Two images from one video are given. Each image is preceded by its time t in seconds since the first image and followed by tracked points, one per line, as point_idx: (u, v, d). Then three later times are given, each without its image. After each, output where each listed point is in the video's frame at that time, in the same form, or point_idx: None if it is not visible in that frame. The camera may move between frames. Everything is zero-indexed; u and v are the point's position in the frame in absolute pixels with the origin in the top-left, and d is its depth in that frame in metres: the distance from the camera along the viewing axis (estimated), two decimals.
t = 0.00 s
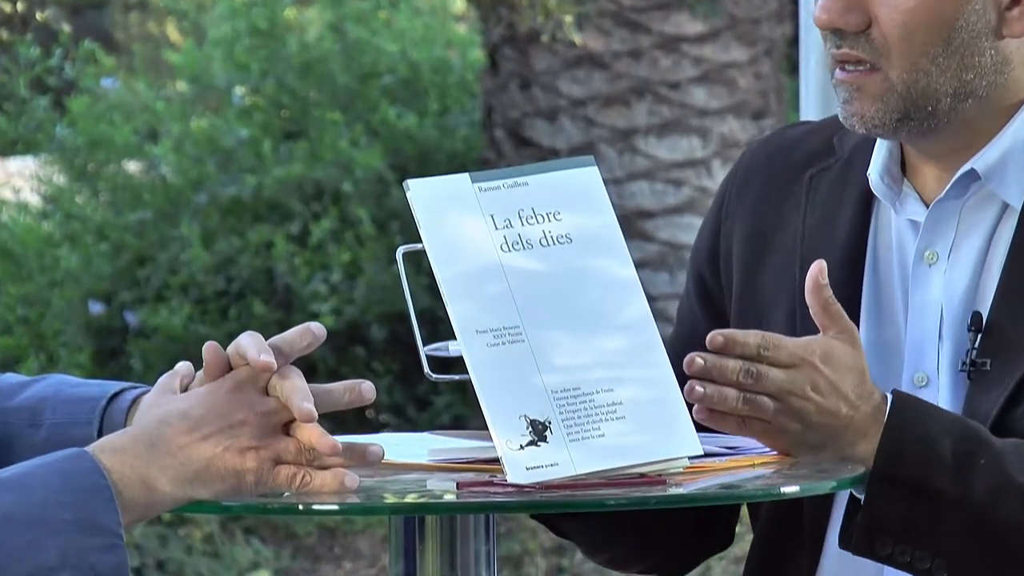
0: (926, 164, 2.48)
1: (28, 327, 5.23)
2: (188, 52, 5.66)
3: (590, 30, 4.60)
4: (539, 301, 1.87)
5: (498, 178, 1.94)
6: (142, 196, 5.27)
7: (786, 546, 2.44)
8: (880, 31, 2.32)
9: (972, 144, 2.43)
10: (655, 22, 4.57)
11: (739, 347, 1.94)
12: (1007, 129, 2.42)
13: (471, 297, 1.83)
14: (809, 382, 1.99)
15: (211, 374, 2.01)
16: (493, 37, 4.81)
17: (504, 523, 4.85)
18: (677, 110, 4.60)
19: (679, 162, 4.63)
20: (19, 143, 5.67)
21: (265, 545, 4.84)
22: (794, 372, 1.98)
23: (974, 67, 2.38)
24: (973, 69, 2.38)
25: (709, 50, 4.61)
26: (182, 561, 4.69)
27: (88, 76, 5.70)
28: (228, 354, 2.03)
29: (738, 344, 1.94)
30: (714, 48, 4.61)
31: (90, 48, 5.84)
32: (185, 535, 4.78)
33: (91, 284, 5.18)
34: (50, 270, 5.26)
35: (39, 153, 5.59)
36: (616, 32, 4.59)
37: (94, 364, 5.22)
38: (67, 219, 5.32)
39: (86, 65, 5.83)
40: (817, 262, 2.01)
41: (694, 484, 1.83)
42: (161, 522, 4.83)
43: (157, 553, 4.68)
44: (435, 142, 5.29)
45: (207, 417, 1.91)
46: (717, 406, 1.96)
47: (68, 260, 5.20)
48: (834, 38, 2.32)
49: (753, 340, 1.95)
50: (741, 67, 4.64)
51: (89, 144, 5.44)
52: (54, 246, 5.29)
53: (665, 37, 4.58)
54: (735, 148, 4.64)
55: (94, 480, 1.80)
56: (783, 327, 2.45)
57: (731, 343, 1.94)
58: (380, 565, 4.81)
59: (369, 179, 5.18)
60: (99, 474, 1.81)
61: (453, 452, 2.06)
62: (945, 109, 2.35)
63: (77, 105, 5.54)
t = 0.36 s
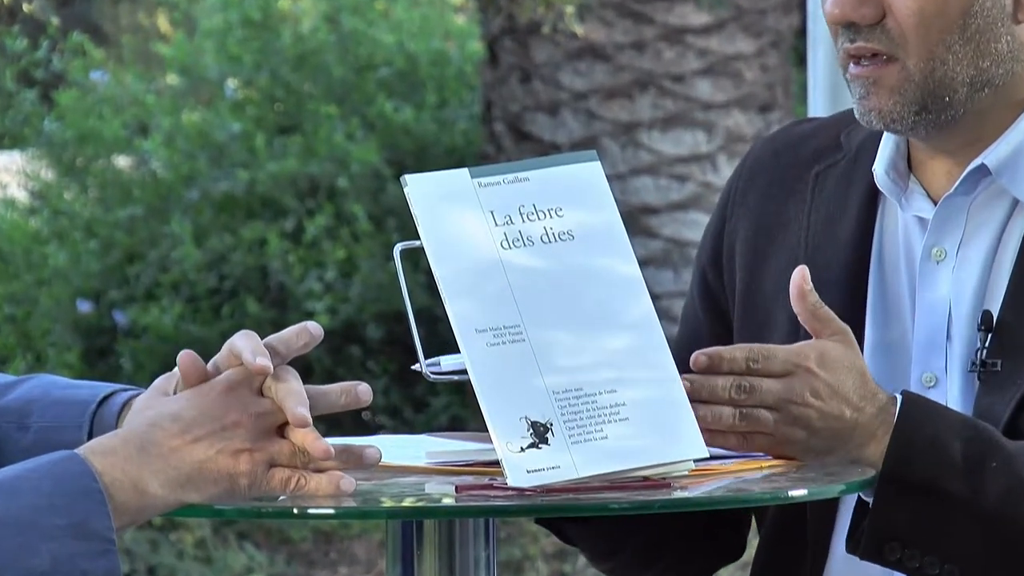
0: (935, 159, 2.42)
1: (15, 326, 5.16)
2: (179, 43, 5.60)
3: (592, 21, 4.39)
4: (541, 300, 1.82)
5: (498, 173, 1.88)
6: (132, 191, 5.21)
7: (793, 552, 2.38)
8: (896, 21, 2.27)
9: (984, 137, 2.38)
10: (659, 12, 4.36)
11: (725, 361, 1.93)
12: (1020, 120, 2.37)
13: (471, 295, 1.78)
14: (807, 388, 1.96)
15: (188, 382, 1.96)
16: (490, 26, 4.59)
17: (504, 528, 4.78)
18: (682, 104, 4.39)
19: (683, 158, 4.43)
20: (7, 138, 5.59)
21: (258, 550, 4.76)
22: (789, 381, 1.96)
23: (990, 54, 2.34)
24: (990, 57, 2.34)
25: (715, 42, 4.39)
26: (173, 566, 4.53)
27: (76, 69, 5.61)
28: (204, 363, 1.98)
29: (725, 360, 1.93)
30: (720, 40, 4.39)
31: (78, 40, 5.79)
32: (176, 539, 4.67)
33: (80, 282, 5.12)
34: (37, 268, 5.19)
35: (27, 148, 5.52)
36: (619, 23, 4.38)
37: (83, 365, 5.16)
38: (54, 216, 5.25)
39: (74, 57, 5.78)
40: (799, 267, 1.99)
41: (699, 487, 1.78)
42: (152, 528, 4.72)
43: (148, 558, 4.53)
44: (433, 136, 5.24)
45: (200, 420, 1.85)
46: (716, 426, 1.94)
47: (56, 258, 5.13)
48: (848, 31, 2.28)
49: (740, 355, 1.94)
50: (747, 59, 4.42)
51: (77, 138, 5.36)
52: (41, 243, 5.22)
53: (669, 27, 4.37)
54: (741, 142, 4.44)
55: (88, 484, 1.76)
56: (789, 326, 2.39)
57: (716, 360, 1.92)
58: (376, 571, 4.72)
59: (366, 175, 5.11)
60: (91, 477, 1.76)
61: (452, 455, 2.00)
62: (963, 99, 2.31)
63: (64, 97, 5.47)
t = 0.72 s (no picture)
0: (942, 154, 2.37)
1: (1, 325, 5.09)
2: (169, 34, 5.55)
3: (594, 12, 4.28)
4: (542, 298, 1.76)
5: (497, 169, 1.83)
6: (122, 186, 5.16)
7: (799, 559, 2.33)
8: (900, 18, 2.20)
9: (991, 133, 2.33)
10: (663, 3, 4.27)
11: (717, 364, 1.90)
12: None
13: (470, 293, 1.72)
14: (807, 388, 1.92)
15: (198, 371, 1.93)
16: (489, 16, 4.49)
17: (504, 532, 4.73)
18: (686, 97, 4.29)
19: (689, 152, 4.32)
20: None
21: (251, 554, 4.71)
22: (788, 382, 1.92)
23: (997, 50, 2.29)
24: (996, 52, 2.29)
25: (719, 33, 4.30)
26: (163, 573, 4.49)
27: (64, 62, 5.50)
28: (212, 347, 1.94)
29: (717, 362, 1.90)
30: (726, 31, 4.30)
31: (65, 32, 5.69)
32: (167, 545, 4.60)
33: (68, 280, 5.06)
34: (24, 265, 5.12)
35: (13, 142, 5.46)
36: (622, 13, 4.28)
37: (71, 365, 5.11)
38: (42, 212, 5.19)
39: (62, 48, 5.67)
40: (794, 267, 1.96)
41: (702, 491, 1.72)
42: (143, 534, 4.67)
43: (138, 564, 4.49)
44: (431, 130, 5.17)
45: (189, 420, 1.80)
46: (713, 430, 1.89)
47: (44, 255, 5.06)
48: (850, 28, 2.20)
49: (733, 356, 1.91)
50: (753, 50, 4.33)
51: (65, 132, 5.29)
52: (28, 240, 5.17)
53: (673, 19, 4.28)
54: (748, 136, 4.34)
55: (74, 490, 1.70)
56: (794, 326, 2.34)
57: (708, 361, 1.90)
58: None
59: (362, 170, 5.06)
60: (78, 483, 1.70)
61: (447, 457, 1.95)
62: (968, 96, 2.26)
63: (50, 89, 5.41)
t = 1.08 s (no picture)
0: (958, 146, 2.33)
1: None
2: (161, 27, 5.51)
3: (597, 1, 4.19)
4: (543, 296, 1.71)
5: (497, 163, 1.78)
6: (111, 181, 5.11)
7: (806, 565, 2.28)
8: (916, 7, 2.15)
9: (1008, 124, 2.29)
10: None
11: (723, 365, 1.84)
12: None
13: (469, 291, 1.67)
14: (815, 389, 1.87)
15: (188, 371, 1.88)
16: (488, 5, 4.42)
17: (504, 536, 4.67)
18: (691, 89, 4.20)
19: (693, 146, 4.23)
20: None
21: (243, 558, 4.64)
22: (795, 383, 1.87)
23: (1013, 41, 2.25)
24: (1013, 44, 2.25)
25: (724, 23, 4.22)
26: None
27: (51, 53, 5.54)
28: (203, 343, 1.89)
29: (722, 365, 1.84)
30: (731, 21, 4.21)
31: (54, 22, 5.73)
32: (158, 549, 4.57)
33: (56, 277, 5.02)
34: (13, 262, 5.11)
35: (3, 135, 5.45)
36: (625, 3, 4.19)
37: (59, 364, 5.06)
38: (29, 207, 5.18)
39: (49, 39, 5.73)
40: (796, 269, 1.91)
41: (708, 493, 1.67)
42: (132, 538, 4.64)
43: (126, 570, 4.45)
44: (428, 124, 5.12)
45: (180, 421, 1.75)
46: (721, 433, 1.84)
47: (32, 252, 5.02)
48: (865, 15, 2.15)
49: (738, 358, 1.85)
50: (759, 41, 4.23)
51: (53, 125, 5.29)
52: (15, 237, 5.15)
53: (677, 8, 4.19)
54: (754, 129, 4.25)
55: (64, 495, 1.65)
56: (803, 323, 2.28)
57: (713, 363, 1.84)
58: None
59: (358, 164, 5.00)
60: (67, 487, 1.65)
61: (446, 458, 1.90)
62: (983, 87, 2.22)
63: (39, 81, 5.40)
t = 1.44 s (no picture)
0: (973, 141, 2.28)
1: None
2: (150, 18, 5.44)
3: None
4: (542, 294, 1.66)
5: (497, 157, 1.73)
6: (99, 176, 5.04)
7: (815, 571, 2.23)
8: None
9: None
10: None
11: (730, 365, 1.80)
12: None
13: (466, 289, 1.62)
14: (825, 391, 1.82)
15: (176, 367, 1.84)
16: None
17: (503, 542, 4.61)
18: (697, 81, 4.12)
19: (698, 140, 4.16)
20: None
21: (235, 564, 4.56)
22: (803, 384, 1.82)
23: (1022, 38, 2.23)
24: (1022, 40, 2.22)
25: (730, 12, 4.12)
26: None
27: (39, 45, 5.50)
28: (190, 339, 1.85)
29: (727, 367, 1.80)
30: (737, 11, 4.11)
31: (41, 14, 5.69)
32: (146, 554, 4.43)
33: (43, 275, 4.95)
34: None
35: None
36: None
37: (46, 365, 4.97)
38: (14, 203, 5.10)
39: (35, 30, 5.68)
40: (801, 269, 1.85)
41: (715, 497, 1.62)
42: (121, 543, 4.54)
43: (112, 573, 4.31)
44: (425, 117, 5.09)
45: (168, 422, 1.70)
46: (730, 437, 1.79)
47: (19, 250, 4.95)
48: None
49: (744, 360, 1.81)
50: (766, 32, 4.13)
51: (40, 119, 5.22)
52: None
53: None
54: (761, 122, 4.18)
55: (48, 500, 1.59)
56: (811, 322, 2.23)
57: (718, 364, 1.80)
58: None
59: (353, 157, 4.96)
60: (52, 491, 1.59)
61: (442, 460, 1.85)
62: (993, 82, 2.18)
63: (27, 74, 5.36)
